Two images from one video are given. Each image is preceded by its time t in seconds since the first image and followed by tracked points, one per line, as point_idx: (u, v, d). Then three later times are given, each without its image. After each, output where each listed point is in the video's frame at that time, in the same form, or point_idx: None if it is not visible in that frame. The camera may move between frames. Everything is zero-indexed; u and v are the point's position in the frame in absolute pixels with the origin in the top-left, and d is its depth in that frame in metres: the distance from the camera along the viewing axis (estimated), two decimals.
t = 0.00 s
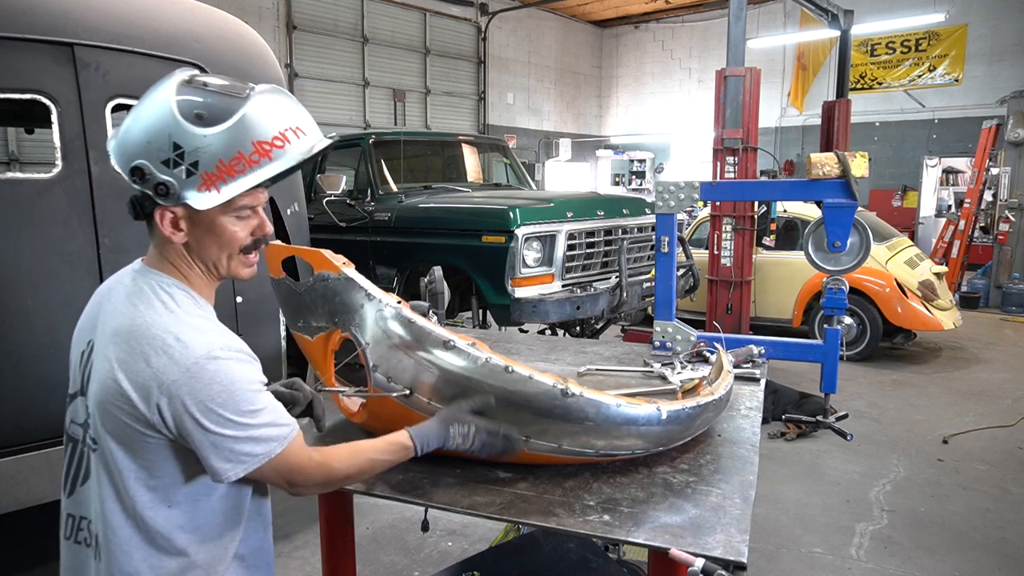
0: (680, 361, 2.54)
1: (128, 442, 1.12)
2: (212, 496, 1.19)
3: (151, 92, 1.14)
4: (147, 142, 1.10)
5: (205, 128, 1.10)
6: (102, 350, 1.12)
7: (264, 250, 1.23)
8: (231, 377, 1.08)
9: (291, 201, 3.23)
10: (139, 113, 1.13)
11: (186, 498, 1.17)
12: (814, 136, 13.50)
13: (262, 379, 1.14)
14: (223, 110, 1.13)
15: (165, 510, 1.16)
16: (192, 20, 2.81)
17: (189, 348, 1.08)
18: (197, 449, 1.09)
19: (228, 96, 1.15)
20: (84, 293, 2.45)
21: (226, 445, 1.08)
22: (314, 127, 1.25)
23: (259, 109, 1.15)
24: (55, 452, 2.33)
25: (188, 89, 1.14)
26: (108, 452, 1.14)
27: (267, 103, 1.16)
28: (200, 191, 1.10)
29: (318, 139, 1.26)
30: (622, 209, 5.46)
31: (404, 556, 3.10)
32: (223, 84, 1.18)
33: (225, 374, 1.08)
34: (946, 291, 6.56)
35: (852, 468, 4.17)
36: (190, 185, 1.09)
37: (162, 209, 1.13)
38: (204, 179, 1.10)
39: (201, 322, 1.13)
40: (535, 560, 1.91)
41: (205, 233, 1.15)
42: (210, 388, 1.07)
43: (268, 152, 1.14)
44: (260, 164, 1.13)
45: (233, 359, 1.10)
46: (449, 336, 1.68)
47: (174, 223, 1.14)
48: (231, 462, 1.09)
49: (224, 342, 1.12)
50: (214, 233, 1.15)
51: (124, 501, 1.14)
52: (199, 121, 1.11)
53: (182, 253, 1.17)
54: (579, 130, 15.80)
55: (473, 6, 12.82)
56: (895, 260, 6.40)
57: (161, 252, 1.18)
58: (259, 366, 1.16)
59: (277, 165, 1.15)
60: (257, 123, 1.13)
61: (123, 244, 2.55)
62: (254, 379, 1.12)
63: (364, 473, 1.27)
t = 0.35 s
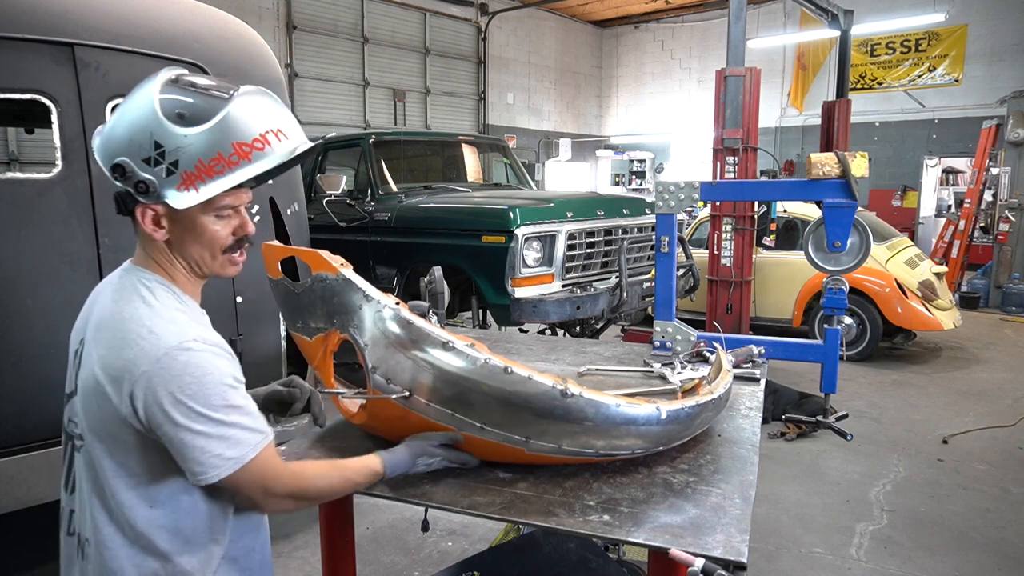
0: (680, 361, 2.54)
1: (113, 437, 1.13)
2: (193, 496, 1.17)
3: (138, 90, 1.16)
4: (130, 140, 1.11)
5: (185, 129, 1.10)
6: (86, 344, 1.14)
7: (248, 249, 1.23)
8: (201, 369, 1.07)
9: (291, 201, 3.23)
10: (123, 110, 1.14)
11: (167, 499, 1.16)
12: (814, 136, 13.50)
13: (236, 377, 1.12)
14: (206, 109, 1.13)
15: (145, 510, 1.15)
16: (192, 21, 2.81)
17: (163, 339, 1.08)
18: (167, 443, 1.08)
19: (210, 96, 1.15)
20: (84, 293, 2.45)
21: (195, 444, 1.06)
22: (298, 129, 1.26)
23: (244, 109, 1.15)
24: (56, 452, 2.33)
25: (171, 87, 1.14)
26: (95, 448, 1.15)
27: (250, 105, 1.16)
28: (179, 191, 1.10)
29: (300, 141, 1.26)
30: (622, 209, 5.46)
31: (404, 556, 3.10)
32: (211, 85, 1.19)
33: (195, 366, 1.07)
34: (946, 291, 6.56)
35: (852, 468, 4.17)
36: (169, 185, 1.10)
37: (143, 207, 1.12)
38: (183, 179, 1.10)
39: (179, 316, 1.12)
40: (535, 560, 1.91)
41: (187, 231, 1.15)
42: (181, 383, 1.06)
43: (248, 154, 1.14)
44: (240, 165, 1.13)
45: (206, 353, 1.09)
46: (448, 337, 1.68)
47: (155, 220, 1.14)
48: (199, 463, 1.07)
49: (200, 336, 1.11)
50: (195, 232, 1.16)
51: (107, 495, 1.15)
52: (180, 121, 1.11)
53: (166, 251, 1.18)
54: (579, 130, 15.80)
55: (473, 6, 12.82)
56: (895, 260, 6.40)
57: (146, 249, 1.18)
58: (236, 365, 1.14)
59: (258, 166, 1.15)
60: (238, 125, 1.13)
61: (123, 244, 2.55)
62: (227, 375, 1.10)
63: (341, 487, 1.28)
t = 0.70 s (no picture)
0: (680, 361, 2.54)
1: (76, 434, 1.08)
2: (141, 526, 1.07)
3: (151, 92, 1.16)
4: (134, 141, 1.10)
5: (186, 130, 1.08)
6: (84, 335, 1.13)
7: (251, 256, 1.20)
8: (141, 378, 0.99)
9: (291, 201, 3.23)
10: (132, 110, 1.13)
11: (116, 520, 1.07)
12: (815, 136, 13.50)
13: (189, 399, 1.02)
14: (210, 112, 1.11)
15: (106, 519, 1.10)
16: (192, 20, 2.81)
17: (123, 338, 1.02)
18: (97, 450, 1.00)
19: (214, 100, 1.13)
20: (84, 293, 2.45)
21: (111, 460, 0.96)
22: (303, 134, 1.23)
23: (247, 115, 1.12)
24: (56, 452, 2.33)
25: (178, 89, 1.13)
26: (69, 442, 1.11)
27: (253, 108, 1.13)
28: (175, 193, 1.08)
29: (304, 147, 1.22)
30: (622, 209, 5.46)
31: (404, 556, 3.10)
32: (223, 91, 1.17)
33: (137, 374, 0.99)
34: (946, 291, 6.56)
35: (852, 468, 4.17)
36: (168, 186, 1.08)
37: (144, 208, 1.11)
38: (180, 181, 1.08)
39: (151, 320, 1.06)
40: (535, 560, 1.91)
41: (185, 233, 1.13)
42: (119, 389, 0.98)
43: (246, 158, 1.11)
44: (238, 170, 1.10)
45: (157, 363, 1.00)
46: (448, 338, 1.69)
47: (156, 222, 1.13)
48: (110, 484, 0.96)
49: (161, 345, 1.03)
50: (194, 236, 1.13)
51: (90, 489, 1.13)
52: (182, 123, 1.10)
53: (168, 253, 1.16)
54: (579, 130, 15.80)
55: (473, 6, 12.82)
56: (895, 260, 6.40)
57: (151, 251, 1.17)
58: (196, 385, 1.05)
59: (256, 170, 1.11)
60: (240, 129, 1.11)
61: (123, 244, 2.55)
62: (169, 394, 1.00)
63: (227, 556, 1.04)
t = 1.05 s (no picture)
0: (680, 361, 2.54)
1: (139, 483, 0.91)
2: None
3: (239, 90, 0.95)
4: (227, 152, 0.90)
5: (297, 151, 0.90)
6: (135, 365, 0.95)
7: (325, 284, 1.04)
8: (238, 430, 0.83)
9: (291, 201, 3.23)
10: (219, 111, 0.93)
11: None
12: (815, 136, 13.50)
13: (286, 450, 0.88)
14: (325, 134, 0.93)
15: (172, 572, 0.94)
16: (192, 21, 2.81)
17: (207, 381, 0.86)
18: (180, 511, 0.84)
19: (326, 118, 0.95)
20: (84, 293, 2.45)
21: (208, 524, 0.81)
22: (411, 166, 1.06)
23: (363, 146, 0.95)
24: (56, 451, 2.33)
25: (283, 96, 0.93)
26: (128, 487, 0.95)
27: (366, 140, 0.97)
28: (277, 223, 0.90)
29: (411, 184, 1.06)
30: (621, 209, 5.47)
31: (405, 556, 3.10)
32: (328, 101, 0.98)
33: (232, 426, 0.83)
34: (946, 291, 6.56)
35: (852, 468, 4.17)
36: (267, 213, 0.90)
37: (225, 228, 0.92)
38: (283, 211, 0.90)
39: (232, 355, 0.90)
40: (534, 561, 1.90)
41: (269, 260, 0.95)
42: (211, 444, 0.82)
43: (361, 197, 0.94)
44: (349, 206, 0.93)
45: (252, 410, 0.85)
46: (447, 338, 1.70)
47: (237, 244, 0.94)
48: (206, 552, 0.82)
49: (250, 387, 0.87)
50: (278, 263, 0.96)
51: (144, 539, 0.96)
52: (290, 140, 0.90)
53: (237, 278, 0.97)
54: (579, 130, 15.80)
55: (473, 6, 12.83)
56: (895, 260, 6.40)
57: (215, 271, 0.97)
58: (288, 431, 0.90)
59: (369, 212, 0.96)
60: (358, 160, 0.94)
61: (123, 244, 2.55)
62: (270, 445, 0.86)
63: None
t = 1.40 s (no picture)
0: (680, 361, 2.54)
1: (265, 525, 0.82)
2: None
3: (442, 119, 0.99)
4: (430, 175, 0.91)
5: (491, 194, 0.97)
6: (248, 390, 0.83)
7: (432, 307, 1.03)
8: (417, 472, 0.78)
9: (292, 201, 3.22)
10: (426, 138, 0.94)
11: None
12: (814, 136, 13.50)
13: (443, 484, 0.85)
14: (515, 181, 1.03)
15: None
16: (192, 20, 2.81)
17: (375, 421, 0.78)
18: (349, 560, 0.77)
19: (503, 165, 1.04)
20: (84, 293, 2.45)
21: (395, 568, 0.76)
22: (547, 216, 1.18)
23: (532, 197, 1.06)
24: (56, 451, 2.33)
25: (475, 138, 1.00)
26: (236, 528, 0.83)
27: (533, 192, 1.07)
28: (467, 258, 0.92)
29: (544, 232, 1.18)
30: (621, 209, 5.47)
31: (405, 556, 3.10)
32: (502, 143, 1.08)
33: (411, 469, 0.77)
34: (946, 291, 6.56)
35: (852, 468, 4.17)
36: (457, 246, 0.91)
37: (398, 252, 0.88)
38: (471, 245, 0.93)
39: (381, 386, 0.83)
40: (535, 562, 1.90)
41: (419, 287, 0.93)
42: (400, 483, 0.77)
43: (528, 241, 1.04)
44: (523, 248, 1.02)
45: (425, 449, 0.80)
46: (448, 338, 1.70)
47: (397, 267, 0.90)
48: None
49: (415, 423, 0.81)
50: (423, 290, 0.94)
51: None
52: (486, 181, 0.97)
53: (375, 298, 0.92)
54: (579, 130, 15.80)
55: (473, 6, 12.83)
56: (895, 260, 6.40)
57: (351, 287, 0.90)
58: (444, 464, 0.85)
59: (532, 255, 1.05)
60: (531, 206, 1.05)
61: (123, 244, 2.55)
62: (441, 484, 0.81)
63: None
